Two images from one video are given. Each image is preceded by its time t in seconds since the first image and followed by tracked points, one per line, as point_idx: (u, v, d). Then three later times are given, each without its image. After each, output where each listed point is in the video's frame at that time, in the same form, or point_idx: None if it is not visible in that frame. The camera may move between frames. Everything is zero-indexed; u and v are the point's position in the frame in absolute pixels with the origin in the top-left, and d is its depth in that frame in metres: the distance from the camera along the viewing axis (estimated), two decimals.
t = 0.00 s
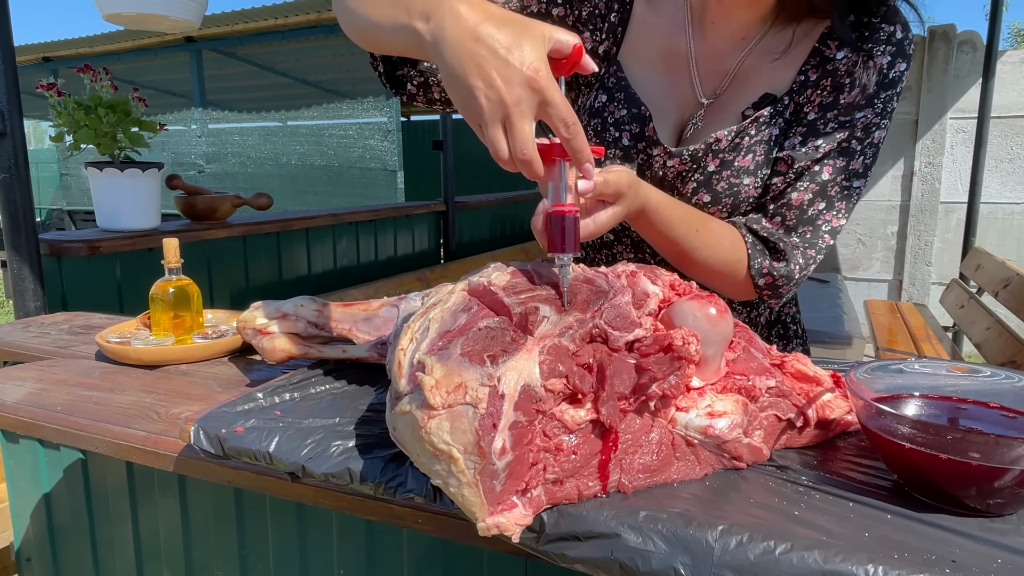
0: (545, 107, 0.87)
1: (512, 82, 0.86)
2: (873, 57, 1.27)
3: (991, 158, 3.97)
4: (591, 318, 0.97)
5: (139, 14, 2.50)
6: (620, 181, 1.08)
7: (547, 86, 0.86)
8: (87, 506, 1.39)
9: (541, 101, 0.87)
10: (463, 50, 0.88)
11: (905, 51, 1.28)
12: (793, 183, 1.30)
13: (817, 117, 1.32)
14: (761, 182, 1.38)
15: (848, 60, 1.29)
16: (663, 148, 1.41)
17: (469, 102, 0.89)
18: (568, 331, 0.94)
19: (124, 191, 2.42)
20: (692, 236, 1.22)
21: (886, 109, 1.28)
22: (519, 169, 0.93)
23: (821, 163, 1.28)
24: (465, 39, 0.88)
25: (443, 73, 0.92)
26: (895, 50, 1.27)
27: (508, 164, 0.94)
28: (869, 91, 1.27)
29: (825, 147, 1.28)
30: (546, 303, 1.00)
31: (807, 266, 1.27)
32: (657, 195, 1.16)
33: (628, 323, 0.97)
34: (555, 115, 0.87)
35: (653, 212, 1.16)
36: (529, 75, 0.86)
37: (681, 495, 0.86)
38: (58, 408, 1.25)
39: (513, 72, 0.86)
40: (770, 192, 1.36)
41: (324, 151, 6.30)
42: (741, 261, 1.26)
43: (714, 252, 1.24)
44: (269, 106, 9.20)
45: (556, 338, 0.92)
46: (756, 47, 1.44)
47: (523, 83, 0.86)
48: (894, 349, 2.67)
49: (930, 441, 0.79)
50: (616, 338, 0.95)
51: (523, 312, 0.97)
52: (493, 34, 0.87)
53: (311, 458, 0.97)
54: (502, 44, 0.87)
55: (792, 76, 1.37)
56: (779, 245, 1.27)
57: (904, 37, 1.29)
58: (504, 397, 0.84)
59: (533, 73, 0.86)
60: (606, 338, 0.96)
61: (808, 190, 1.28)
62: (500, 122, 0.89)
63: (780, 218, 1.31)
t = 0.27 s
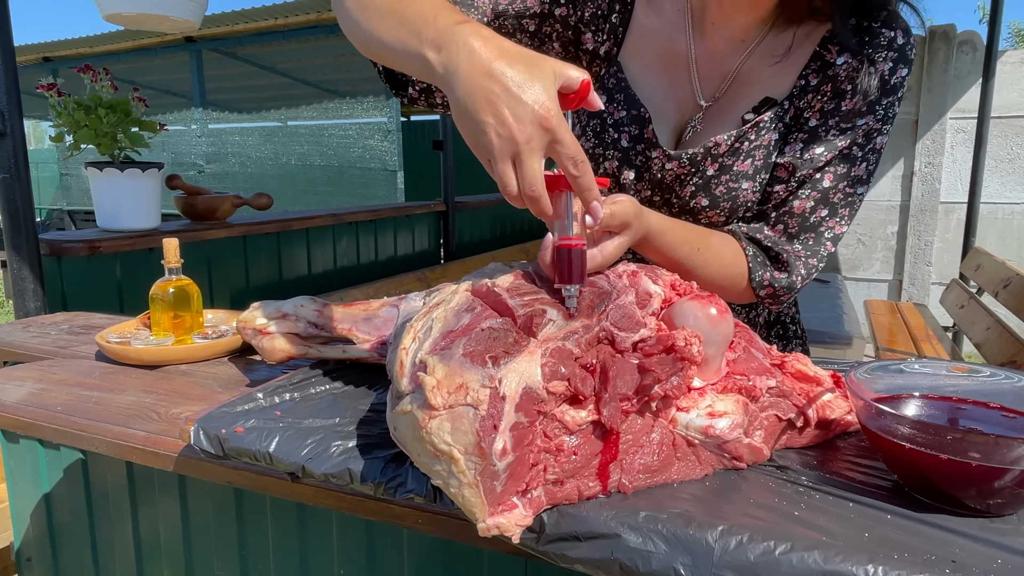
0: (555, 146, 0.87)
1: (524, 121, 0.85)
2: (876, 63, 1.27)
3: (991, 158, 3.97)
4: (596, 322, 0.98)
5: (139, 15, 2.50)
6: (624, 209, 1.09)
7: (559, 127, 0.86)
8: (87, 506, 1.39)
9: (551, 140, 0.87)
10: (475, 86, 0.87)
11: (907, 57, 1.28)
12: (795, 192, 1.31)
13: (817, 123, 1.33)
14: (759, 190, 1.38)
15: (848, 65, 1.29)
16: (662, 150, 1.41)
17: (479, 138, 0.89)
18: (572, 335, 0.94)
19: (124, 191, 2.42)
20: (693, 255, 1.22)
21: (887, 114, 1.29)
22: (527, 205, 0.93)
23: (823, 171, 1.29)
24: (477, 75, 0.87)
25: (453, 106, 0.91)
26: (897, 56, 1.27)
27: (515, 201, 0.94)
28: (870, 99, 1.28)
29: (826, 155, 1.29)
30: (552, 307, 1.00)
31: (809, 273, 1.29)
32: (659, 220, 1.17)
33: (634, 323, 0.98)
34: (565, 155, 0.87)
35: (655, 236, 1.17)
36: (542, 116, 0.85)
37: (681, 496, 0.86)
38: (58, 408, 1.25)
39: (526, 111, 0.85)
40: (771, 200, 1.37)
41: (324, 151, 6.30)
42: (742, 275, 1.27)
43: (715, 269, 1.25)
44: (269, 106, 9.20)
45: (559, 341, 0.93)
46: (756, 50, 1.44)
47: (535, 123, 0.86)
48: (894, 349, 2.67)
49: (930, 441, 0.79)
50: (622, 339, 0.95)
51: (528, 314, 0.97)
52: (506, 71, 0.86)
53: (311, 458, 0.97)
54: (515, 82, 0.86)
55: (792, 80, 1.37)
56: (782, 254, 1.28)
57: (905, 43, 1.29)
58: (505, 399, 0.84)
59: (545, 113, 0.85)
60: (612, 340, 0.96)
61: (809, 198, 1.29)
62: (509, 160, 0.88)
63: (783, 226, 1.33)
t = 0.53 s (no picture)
0: (540, 125, 0.88)
1: (506, 102, 0.87)
2: (877, 66, 1.27)
3: (991, 158, 3.97)
4: (594, 321, 0.97)
5: (139, 14, 2.50)
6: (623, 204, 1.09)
7: (541, 104, 0.87)
8: (87, 506, 1.39)
9: (534, 119, 0.87)
10: (456, 71, 0.89)
11: (907, 60, 1.29)
12: (791, 193, 1.31)
13: (817, 125, 1.32)
14: (756, 192, 1.39)
15: (848, 69, 1.29)
16: (661, 155, 1.41)
17: (464, 122, 0.90)
18: (568, 333, 0.95)
19: (124, 191, 2.42)
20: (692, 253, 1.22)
21: (887, 118, 1.29)
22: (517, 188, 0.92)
23: (821, 172, 1.29)
24: (458, 60, 0.89)
25: (438, 93, 0.93)
26: (897, 60, 1.28)
27: (506, 184, 0.94)
28: (870, 102, 1.28)
29: (825, 156, 1.29)
30: (547, 304, 1.01)
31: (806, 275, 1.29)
32: (658, 216, 1.16)
33: (630, 324, 0.98)
34: (550, 133, 0.88)
35: (653, 232, 1.17)
36: (523, 94, 0.86)
37: (681, 496, 0.86)
38: (58, 408, 1.25)
39: (507, 91, 0.87)
40: (768, 200, 1.37)
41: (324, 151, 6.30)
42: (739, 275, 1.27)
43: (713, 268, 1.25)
44: (270, 106, 9.20)
45: (557, 340, 0.93)
46: (757, 53, 1.44)
47: (517, 102, 0.87)
48: (894, 349, 2.67)
49: (930, 440, 0.79)
50: (619, 339, 0.96)
51: (523, 314, 0.96)
52: (486, 54, 0.88)
53: (311, 458, 0.97)
54: (496, 64, 0.88)
55: (792, 84, 1.37)
56: (776, 254, 1.28)
57: (906, 46, 1.30)
58: (503, 399, 0.84)
59: (526, 92, 0.86)
60: (608, 340, 0.96)
61: (806, 198, 1.29)
62: (495, 140, 0.89)
63: (778, 226, 1.32)
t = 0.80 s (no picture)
0: (530, 110, 0.87)
1: (495, 87, 0.87)
2: (876, 68, 1.26)
3: (991, 158, 3.97)
4: (588, 315, 0.97)
5: (139, 14, 2.50)
6: (613, 190, 1.09)
7: (530, 89, 0.86)
8: (87, 506, 1.39)
9: (523, 103, 0.87)
10: (446, 59, 0.90)
11: (907, 62, 1.28)
12: (790, 194, 1.31)
13: (816, 127, 1.32)
14: (757, 193, 1.38)
15: (848, 70, 1.29)
16: (661, 154, 1.41)
17: (454, 109, 0.90)
18: (565, 327, 0.94)
19: (124, 191, 2.42)
20: (685, 247, 1.22)
21: (886, 121, 1.29)
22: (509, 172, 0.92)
23: (819, 174, 1.29)
24: (448, 49, 0.90)
25: (428, 82, 0.93)
26: (897, 62, 1.27)
27: (499, 168, 0.93)
28: (869, 104, 1.28)
29: (823, 158, 1.28)
30: (543, 299, 1.00)
31: (802, 275, 1.28)
32: (650, 207, 1.16)
33: (627, 323, 0.97)
34: (540, 117, 0.87)
35: (645, 224, 1.17)
36: (511, 80, 0.86)
37: (681, 496, 0.86)
38: (58, 408, 1.25)
39: (496, 77, 0.87)
40: (767, 201, 1.37)
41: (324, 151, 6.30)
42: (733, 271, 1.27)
43: (706, 262, 1.25)
44: (270, 106, 9.20)
45: (555, 337, 0.92)
46: (758, 54, 1.44)
47: (506, 88, 0.87)
48: (894, 349, 2.68)
49: (930, 440, 0.79)
50: (614, 338, 0.95)
51: (520, 313, 0.96)
52: (475, 42, 0.89)
53: (311, 457, 0.97)
54: (484, 51, 0.88)
55: (793, 85, 1.37)
56: (774, 255, 1.28)
57: (906, 48, 1.29)
58: (503, 398, 0.84)
59: (514, 78, 0.86)
60: (603, 338, 0.95)
61: (804, 200, 1.29)
62: (485, 126, 0.89)
63: (776, 228, 1.32)
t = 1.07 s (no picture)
0: (538, 113, 0.87)
1: (503, 91, 0.86)
2: (875, 68, 1.26)
3: (990, 158, 3.97)
4: (588, 317, 0.97)
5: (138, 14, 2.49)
6: (614, 194, 1.08)
7: (537, 93, 0.86)
8: (85, 506, 1.39)
9: (532, 107, 0.87)
10: (452, 62, 0.89)
11: (905, 63, 1.28)
12: (787, 194, 1.31)
13: (814, 127, 1.32)
14: (755, 193, 1.38)
15: (847, 71, 1.29)
16: (659, 154, 1.41)
17: (461, 113, 0.90)
18: (565, 331, 0.93)
19: (123, 191, 2.42)
20: (684, 248, 1.22)
21: (885, 122, 1.29)
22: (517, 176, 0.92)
23: (817, 174, 1.29)
24: (454, 51, 0.89)
25: (432, 85, 0.92)
26: (894, 62, 1.27)
27: (505, 172, 0.93)
28: (868, 104, 1.27)
29: (822, 159, 1.28)
30: (544, 301, 1.00)
31: (799, 275, 1.28)
32: (649, 207, 1.16)
33: (626, 324, 0.97)
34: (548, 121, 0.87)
35: (644, 224, 1.17)
36: (520, 83, 0.86)
37: (680, 496, 0.86)
38: (57, 408, 1.25)
39: (503, 80, 0.87)
40: (765, 201, 1.37)
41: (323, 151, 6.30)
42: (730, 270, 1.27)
43: (703, 261, 1.25)
44: (269, 105, 9.19)
45: (554, 337, 0.92)
46: (757, 53, 1.44)
47: (513, 91, 0.87)
48: (893, 349, 2.68)
49: (929, 440, 0.79)
50: (614, 339, 0.95)
51: (519, 313, 0.96)
52: (481, 45, 0.88)
53: (310, 457, 0.97)
54: (492, 54, 0.88)
55: (792, 85, 1.37)
56: (770, 255, 1.28)
57: (904, 49, 1.29)
58: (502, 398, 0.84)
59: (522, 81, 0.86)
60: (603, 339, 0.95)
61: (802, 200, 1.29)
62: (492, 130, 0.89)
63: (773, 228, 1.32)
